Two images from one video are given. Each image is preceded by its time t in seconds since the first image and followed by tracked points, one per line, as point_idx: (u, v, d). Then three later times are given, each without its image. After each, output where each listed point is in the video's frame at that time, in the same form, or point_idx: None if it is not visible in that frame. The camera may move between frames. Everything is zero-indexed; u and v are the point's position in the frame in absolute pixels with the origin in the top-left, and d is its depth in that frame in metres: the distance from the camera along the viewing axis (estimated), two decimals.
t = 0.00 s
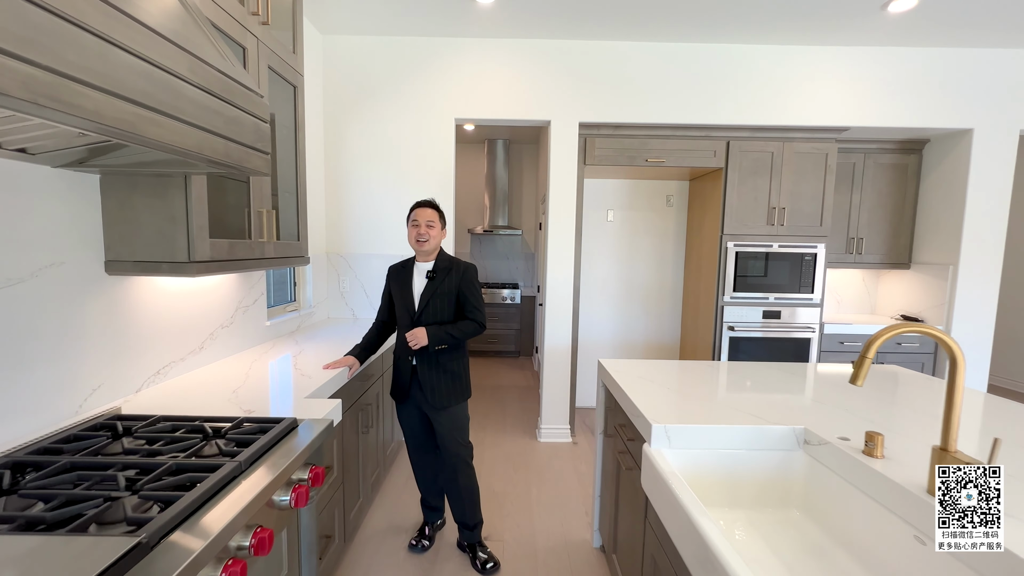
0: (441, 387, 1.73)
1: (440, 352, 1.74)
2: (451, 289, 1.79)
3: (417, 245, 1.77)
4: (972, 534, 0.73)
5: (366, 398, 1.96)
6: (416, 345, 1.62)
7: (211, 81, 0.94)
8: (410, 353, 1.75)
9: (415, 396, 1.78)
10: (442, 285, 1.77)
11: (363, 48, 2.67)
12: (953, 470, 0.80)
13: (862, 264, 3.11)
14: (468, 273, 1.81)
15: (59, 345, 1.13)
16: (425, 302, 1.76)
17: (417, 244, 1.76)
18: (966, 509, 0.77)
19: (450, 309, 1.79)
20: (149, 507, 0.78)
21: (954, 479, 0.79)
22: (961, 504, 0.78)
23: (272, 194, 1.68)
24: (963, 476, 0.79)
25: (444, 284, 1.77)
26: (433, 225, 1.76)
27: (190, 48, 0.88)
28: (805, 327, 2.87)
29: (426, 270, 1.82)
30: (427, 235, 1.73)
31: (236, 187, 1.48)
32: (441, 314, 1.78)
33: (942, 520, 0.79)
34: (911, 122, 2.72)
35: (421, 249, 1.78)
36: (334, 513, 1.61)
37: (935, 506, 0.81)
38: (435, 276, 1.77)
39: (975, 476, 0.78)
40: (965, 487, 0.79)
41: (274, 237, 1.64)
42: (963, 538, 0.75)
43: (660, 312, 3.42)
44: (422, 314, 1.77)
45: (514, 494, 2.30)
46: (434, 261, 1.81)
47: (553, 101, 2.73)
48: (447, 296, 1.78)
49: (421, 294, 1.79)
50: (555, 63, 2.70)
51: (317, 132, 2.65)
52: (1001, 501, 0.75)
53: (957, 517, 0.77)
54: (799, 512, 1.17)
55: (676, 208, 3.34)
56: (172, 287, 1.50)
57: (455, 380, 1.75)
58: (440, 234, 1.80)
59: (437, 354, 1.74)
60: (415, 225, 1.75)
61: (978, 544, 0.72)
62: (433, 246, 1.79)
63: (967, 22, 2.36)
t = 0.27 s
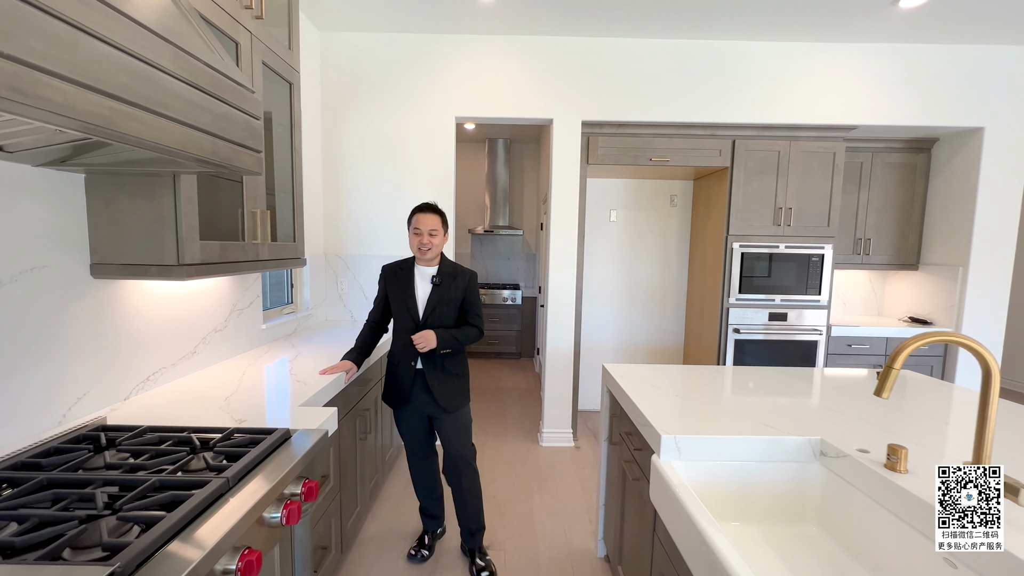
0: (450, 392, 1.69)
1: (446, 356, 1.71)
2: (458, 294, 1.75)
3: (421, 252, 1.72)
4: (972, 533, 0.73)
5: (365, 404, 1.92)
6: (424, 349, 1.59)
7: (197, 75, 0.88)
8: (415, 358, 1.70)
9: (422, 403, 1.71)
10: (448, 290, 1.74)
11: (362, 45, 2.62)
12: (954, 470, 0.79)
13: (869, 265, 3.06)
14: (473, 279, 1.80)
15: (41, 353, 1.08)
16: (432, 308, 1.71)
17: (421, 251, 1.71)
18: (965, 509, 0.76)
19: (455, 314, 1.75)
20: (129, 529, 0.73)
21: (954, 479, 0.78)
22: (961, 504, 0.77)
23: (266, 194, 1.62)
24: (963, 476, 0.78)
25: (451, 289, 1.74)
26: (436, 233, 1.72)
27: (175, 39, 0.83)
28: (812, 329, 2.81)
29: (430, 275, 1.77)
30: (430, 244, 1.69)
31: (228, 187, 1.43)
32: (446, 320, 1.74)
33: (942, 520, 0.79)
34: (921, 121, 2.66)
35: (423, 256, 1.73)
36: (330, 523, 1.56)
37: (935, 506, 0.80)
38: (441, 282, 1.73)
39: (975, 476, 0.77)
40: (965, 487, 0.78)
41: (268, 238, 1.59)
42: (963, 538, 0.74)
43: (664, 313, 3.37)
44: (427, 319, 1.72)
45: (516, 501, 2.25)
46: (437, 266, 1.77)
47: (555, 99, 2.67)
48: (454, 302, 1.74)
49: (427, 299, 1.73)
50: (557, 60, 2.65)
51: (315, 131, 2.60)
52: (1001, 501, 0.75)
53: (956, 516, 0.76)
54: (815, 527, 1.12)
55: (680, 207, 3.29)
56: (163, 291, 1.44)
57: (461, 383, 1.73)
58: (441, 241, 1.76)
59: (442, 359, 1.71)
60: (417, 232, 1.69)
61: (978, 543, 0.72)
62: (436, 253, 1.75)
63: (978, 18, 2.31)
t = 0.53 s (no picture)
0: (458, 387, 1.75)
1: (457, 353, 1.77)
2: (464, 292, 1.80)
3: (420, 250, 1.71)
4: (972, 534, 0.73)
5: (364, 406, 1.89)
6: (458, 355, 1.67)
7: (185, 68, 0.85)
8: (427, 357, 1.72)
9: (428, 401, 1.74)
10: (456, 289, 1.78)
11: (362, 42, 2.59)
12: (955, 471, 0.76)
13: (876, 265, 3.01)
14: (472, 277, 1.87)
15: (30, 355, 1.05)
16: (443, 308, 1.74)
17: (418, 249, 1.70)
18: (966, 509, 0.74)
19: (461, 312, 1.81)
20: (113, 541, 0.70)
21: (954, 479, 0.76)
22: (961, 504, 0.75)
23: (263, 192, 1.59)
24: (962, 476, 0.75)
25: (458, 287, 1.78)
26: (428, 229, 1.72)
27: (162, 31, 0.80)
28: (818, 330, 2.77)
29: (435, 275, 1.77)
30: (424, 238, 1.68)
31: (223, 185, 1.39)
32: (454, 319, 1.77)
33: (941, 520, 0.77)
34: (931, 118, 2.61)
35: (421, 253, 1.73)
36: (328, 528, 1.53)
37: (935, 506, 0.79)
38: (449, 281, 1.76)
39: (975, 476, 0.74)
40: (965, 487, 0.76)
41: (265, 238, 1.55)
42: (963, 538, 0.74)
43: (667, 313, 3.33)
44: (437, 319, 1.74)
45: (518, 505, 2.21)
46: (440, 265, 1.78)
47: (558, 96, 2.64)
48: (461, 300, 1.79)
49: (438, 300, 1.75)
50: (559, 57, 2.61)
51: (314, 129, 2.57)
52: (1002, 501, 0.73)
53: (956, 516, 0.75)
54: (827, 536, 1.08)
55: (683, 207, 3.25)
56: (157, 291, 1.41)
57: (466, 379, 1.80)
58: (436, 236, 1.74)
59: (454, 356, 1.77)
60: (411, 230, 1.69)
61: (979, 544, 0.72)
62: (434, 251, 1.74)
63: (990, 13, 2.26)
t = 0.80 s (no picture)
0: (461, 384, 1.77)
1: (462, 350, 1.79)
2: (469, 291, 1.81)
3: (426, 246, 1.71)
4: (972, 534, 0.76)
5: (364, 409, 1.85)
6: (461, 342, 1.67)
7: (174, 61, 0.81)
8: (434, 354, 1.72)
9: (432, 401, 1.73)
10: (462, 288, 1.78)
11: (364, 39, 2.56)
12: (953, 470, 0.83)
13: (889, 265, 2.94)
14: (476, 275, 1.88)
15: (20, 358, 1.02)
16: (450, 306, 1.74)
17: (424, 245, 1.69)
18: (965, 509, 0.79)
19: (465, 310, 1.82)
20: (93, 556, 0.67)
21: (953, 480, 0.82)
22: (961, 504, 0.80)
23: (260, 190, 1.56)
24: (962, 477, 0.81)
25: (464, 286, 1.79)
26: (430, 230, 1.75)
27: (146, 20, 0.76)
28: (830, 332, 2.70)
29: (441, 273, 1.78)
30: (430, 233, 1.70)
31: (218, 183, 1.36)
32: (459, 317, 1.78)
33: (942, 520, 0.81)
34: (947, 114, 2.54)
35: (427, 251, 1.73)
36: (327, 534, 1.50)
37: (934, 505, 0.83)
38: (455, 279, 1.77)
39: (976, 477, 0.80)
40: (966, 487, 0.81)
41: (262, 237, 1.52)
42: (962, 538, 0.77)
43: (674, 314, 3.27)
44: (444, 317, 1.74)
45: (521, 510, 2.17)
46: (445, 264, 1.79)
47: (563, 93, 2.59)
48: (466, 298, 1.80)
49: (444, 298, 1.76)
50: (563, 54, 2.57)
51: (316, 127, 2.54)
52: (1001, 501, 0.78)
53: (956, 517, 0.79)
54: (844, 551, 1.03)
55: (690, 206, 3.19)
56: (152, 292, 1.39)
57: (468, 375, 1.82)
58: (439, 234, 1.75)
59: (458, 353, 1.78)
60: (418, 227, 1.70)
61: (978, 543, 0.75)
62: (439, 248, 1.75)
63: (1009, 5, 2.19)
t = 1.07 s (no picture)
0: (463, 383, 1.82)
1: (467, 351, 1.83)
2: (478, 294, 1.85)
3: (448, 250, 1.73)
4: (972, 534, 0.75)
5: (370, 412, 1.82)
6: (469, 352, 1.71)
7: (166, 55, 0.78)
8: (440, 352, 1.76)
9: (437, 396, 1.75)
10: (473, 292, 1.81)
11: (375, 38, 2.54)
12: (955, 471, 0.92)
13: (918, 266, 2.81)
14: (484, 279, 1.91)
15: (22, 360, 1.02)
16: (460, 309, 1.77)
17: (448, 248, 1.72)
18: (966, 509, 0.80)
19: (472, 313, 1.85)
20: (78, 568, 0.65)
21: (955, 483, 0.88)
22: (961, 504, 0.82)
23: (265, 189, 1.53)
24: (963, 476, 0.89)
25: (474, 290, 1.82)
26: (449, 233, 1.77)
27: (137, 14, 0.73)
28: (855, 335, 2.59)
29: (453, 276, 1.80)
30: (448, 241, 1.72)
31: (223, 183, 1.34)
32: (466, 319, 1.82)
33: (942, 521, 0.82)
34: (982, 107, 2.41)
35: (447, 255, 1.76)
36: (332, 539, 1.47)
37: (934, 506, 0.84)
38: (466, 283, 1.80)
39: (975, 476, 0.88)
40: (965, 487, 0.86)
41: (268, 238, 1.50)
42: (963, 538, 0.77)
43: (690, 316, 3.18)
44: (453, 319, 1.77)
45: (531, 516, 2.13)
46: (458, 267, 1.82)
47: (576, 89, 2.53)
48: (475, 302, 1.83)
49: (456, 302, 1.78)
50: (576, 50, 2.51)
51: (326, 127, 2.53)
52: (1000, 501, 0.81)
53: (957, 516, 0.80)
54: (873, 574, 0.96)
55: (707, 204, 3.10)
56: (158, 293, 1.38)
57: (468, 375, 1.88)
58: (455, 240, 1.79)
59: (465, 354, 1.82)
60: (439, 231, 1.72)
61: (978, 543, 0.74)
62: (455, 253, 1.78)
63: None
